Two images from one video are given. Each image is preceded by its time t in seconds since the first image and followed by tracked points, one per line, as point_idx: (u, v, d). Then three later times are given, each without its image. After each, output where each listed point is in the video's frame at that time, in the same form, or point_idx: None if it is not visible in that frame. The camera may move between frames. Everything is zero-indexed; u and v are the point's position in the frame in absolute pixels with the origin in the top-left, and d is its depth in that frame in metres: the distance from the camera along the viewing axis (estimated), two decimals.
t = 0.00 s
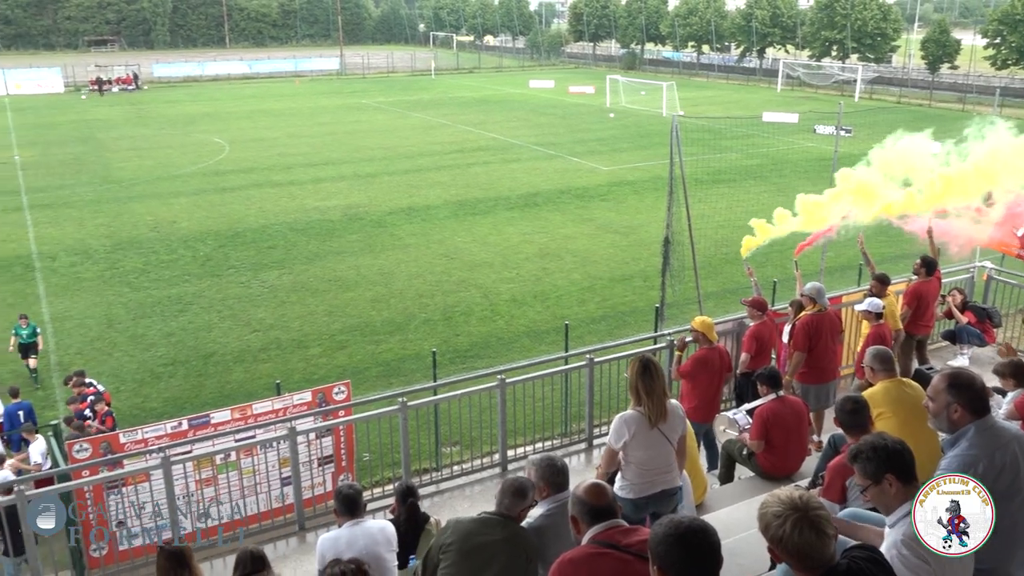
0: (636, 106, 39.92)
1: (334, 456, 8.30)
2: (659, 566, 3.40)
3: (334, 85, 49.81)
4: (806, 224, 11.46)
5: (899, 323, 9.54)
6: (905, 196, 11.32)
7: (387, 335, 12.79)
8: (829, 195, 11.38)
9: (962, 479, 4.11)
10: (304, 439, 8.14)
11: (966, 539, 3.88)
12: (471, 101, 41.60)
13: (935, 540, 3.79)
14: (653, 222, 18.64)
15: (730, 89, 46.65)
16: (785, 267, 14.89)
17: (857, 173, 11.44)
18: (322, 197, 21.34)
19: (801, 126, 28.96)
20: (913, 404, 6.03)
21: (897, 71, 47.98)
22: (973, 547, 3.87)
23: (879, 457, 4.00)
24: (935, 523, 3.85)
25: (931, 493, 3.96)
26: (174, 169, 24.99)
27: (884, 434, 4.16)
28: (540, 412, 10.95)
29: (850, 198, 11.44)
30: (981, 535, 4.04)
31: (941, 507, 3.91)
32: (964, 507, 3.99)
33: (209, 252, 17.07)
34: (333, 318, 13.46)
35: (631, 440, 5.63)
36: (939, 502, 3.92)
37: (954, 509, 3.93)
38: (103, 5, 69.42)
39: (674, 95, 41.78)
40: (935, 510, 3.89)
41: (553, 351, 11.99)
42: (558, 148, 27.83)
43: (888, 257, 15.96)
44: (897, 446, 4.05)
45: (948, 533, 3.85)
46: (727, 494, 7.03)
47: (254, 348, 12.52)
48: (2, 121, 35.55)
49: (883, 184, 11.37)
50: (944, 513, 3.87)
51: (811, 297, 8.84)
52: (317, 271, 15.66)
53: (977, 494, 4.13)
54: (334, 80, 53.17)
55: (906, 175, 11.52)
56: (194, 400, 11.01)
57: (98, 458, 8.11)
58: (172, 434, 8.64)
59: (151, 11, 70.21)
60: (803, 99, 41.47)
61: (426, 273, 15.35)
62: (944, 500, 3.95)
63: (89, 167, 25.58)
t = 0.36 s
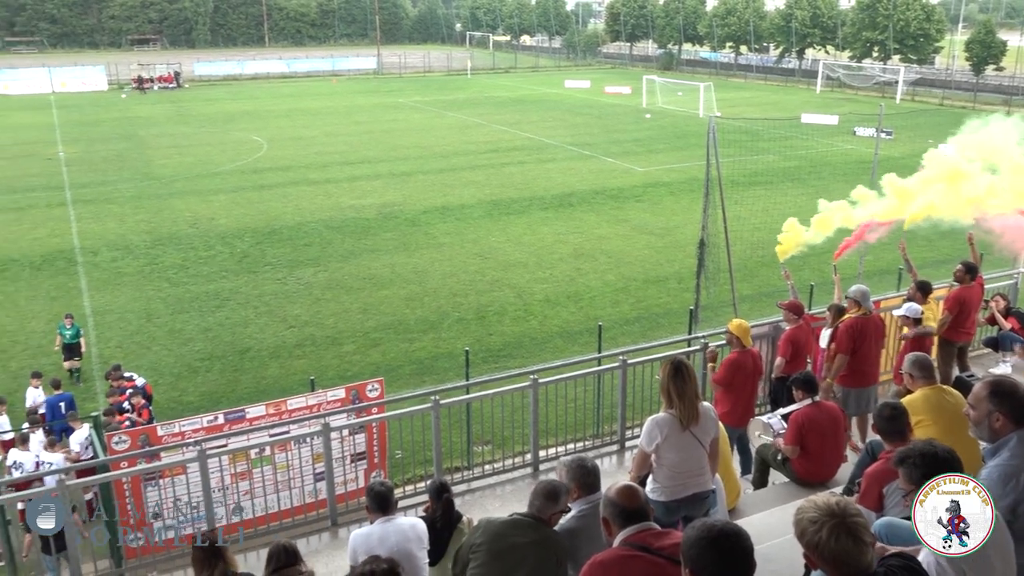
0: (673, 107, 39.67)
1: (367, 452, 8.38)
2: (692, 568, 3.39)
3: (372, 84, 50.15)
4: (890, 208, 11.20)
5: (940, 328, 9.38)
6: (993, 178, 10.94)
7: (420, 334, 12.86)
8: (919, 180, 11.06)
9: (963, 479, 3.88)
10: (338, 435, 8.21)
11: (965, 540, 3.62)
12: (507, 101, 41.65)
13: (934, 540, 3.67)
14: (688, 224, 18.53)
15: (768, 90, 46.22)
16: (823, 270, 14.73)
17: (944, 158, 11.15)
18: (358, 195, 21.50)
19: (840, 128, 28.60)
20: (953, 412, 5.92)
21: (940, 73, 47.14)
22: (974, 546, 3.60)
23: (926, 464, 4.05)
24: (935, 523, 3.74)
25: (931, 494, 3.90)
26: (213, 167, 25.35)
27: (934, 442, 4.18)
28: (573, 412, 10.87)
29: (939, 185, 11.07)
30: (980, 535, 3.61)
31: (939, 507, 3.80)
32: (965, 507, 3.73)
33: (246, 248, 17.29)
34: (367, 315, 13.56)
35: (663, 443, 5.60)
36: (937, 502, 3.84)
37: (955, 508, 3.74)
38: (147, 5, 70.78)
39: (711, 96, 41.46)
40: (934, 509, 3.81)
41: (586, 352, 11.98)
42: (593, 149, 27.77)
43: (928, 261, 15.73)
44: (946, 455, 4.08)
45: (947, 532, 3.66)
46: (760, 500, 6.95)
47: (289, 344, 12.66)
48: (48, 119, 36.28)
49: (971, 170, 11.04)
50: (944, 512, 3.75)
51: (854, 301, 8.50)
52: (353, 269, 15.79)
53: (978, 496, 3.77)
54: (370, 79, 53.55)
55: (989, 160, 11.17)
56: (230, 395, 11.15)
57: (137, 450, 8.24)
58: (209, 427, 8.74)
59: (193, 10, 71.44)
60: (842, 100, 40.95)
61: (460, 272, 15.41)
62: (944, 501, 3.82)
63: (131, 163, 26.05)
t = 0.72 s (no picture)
0: (721, 108, 39.21)
1: (408, 449, 8.41)
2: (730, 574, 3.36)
3: (419, 83, 50.42)
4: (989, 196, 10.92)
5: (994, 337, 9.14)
6: None
7: (463, 332, 12.91)
8: None
9: (962, 477, 3.94)
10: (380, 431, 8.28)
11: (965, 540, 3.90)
12: (553, 101, 41.57)
13: (935, 540, 3.90)
14: (735, 226, 18.34)
15: (819, 91, 45.43)
16: (873, 275, 14.48)
17: None
18: (404, 193, 21.65)
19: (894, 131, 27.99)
20: (1009, 423, 5.78)
21: (1000, 76, 45.82)
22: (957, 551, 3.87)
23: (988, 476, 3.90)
24: (935, 523, 3.93)
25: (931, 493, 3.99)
26: (262, 164, 25.73)
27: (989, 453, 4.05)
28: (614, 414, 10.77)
29: None
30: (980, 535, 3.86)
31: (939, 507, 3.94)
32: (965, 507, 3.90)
33: (293, 245, 17.52)
34: (411, 313, 13.67)
35: (707, 447, 5.55)
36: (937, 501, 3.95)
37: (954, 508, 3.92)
38: (201, 5, 72.22)
39: (761, 97, 40.88)
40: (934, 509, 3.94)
41: (629, 354, 11.92)
42: (639, 149, 27.59)
43: (982, 268, 15.34)
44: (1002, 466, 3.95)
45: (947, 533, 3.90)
46: (804, 508, 6.84)
47: (333, 340, 12.80)
48: (105, 115, 37.14)
49: None
50: (943, 511, 3.91)
51: (915, 306, 8.13)
52: (397, 266, 15.91)
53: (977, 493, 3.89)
54: (418, 78, 53.87)
55: None
56: (275, 389, 11.33)
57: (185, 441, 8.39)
58: (254, 421, 8.85)
59: (245, 10, 73.06)
60: (896, 102, 40.07)
61: (503, 272, 15.44)
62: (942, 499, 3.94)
63: (183, 160, 26.56)
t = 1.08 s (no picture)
0: (778, 109, 38.65)
1: (456, 446, 8.44)
2: None
3: (473, 82, 50.67)
4: None
5: None
6: None
7: (512, 331, 12.95)
8: None
9: (963, 477, 3.73)
10: (428, 428, 8.32)
11: (965, 540, 3.45)
12: (607, 100, 41.42)
13: (935, 539, 3.39)
14: (790, 229, 18.05)
15: (878, 93, 44.52)
16: (932, 281, 14.14)
17: None
18: (456, 192, 21.77)
19: (957, 134, 27.29)
20: None
21: None
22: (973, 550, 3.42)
23: None
24: (935, 523, 3.51)
25: (930, 493, 3.66)
26: (318, 161, 26.11)
27: None
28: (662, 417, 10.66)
29: None
30: (980, 536, 3.57)
31: (939, 507, 3.59)
32: (964, 508, 3.62)
33: (346, 241, 17.74)
34: (460, 311, 13.75)
35: (756, 453, 5.48)
36: (936, 501, 3.62)
37: (953, 508, 3.61)
38: (261, 4, 73.64)
39: (819, 98, 40.19)
40: (933, 508, 3.57)
41: (678, 357, 11.82)
42: (693, 151, 27.34)
43: None
44: None
45: (946, 533, 3.46)
46: (856, 518, 6.68)
47: (383, 336, 12.93)
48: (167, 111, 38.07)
49: None
50: (943, 512, 3.55)
51: (983, 314, 7.94)
52: (448, 264, 16.01)
53: (977, 495, 3.70)
54: (472, 77, 54.13)
55: None
56: (326, 383, 11.50)
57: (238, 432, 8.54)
58: (305, 414, 8.96)
59: (303, 9, 74.26)
60: (961, 105, 39.03)
61: (554, 271, 15.43)
62: (941, 500, 3.64)
63: (241, 156, 27.09)
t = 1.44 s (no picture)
0: (823, 111, 38.04)
1: (491, 445, 8.45)
2: None
3: (514, 82, 50.68)
4: None
5: None
6: None
7: (549, 331, 12.93)
8: None
9: (963, 479, 4.14)
10: (464, 426, 8.34)
11: (966, 539, 3.78)
12: (649, 101, 41.15)
13: (934, 540, 3.85)
14: (833, 233, 17.78)
15: (928, 95, 43.57)
16: (980, 288, 13.83)
17: None
18: (495, 191, 21.80)
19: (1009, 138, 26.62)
20: None
21: None
22: (974, 546, 3.73)
23: None
24: (935, 523, 4.01)
25: (931, 494, 4.16)
26: (359, 159, 26.32)
27: None
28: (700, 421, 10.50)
29: None
30: (982, 532, 3.84)
31: (939, 508, 4.06)
32: (964, 507, 4.01)
33: (386, 239, 17.85)
34: (498, 310, 13.77)
35: (795, 459, 5.40)
36: (936, 502, 4.09)
37: (953, 509, 4.02)
38: (305, 3, 74.64)
39: (865, 99, 39.49)
40: (933, 510, 4.07)
41: (717, 360, 11.69)
42: (736, 152, 27.04)
43: None
44: None
45: (946, 534, 3.88)
46: (896, 527, 6.57)
47: (421, 334, 12.99)
48: (213, 109, 38.70)
49: None
50: (942, 512, 4.03)
51: None
52: (487, 264, 16.04)
53: (976, 494, 4.09)
54: (513, 77, 54.13)
55: None
56: (363, 379, 11.59)
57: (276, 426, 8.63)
58: (343, 410, 9.03)
59: (347, 8, 74.98)
60: (1013, 107, 38.04)
61: (593, 272, 15.38)
62: (942, 500, 4.09)
63: (284, 153, 27.41)
